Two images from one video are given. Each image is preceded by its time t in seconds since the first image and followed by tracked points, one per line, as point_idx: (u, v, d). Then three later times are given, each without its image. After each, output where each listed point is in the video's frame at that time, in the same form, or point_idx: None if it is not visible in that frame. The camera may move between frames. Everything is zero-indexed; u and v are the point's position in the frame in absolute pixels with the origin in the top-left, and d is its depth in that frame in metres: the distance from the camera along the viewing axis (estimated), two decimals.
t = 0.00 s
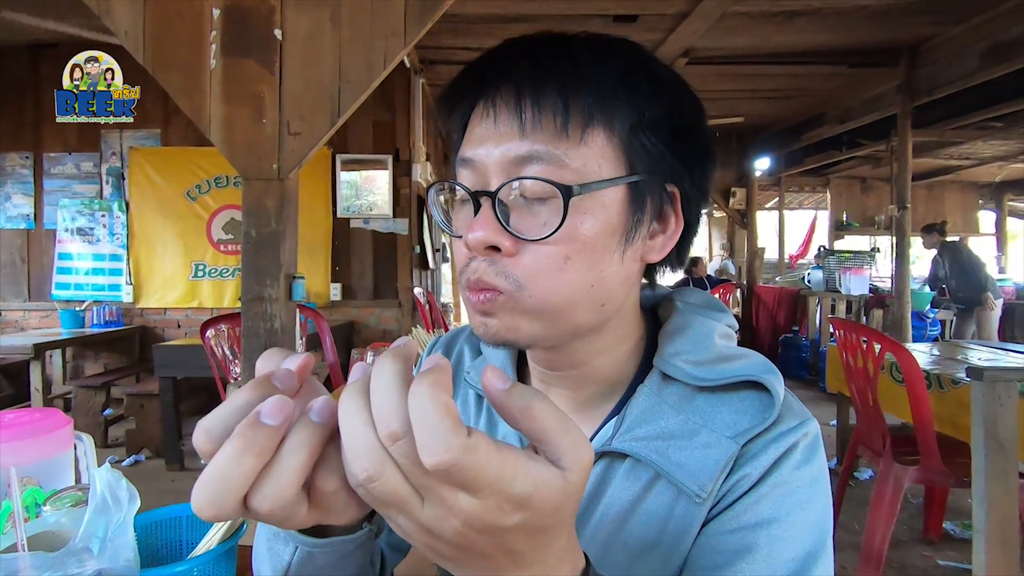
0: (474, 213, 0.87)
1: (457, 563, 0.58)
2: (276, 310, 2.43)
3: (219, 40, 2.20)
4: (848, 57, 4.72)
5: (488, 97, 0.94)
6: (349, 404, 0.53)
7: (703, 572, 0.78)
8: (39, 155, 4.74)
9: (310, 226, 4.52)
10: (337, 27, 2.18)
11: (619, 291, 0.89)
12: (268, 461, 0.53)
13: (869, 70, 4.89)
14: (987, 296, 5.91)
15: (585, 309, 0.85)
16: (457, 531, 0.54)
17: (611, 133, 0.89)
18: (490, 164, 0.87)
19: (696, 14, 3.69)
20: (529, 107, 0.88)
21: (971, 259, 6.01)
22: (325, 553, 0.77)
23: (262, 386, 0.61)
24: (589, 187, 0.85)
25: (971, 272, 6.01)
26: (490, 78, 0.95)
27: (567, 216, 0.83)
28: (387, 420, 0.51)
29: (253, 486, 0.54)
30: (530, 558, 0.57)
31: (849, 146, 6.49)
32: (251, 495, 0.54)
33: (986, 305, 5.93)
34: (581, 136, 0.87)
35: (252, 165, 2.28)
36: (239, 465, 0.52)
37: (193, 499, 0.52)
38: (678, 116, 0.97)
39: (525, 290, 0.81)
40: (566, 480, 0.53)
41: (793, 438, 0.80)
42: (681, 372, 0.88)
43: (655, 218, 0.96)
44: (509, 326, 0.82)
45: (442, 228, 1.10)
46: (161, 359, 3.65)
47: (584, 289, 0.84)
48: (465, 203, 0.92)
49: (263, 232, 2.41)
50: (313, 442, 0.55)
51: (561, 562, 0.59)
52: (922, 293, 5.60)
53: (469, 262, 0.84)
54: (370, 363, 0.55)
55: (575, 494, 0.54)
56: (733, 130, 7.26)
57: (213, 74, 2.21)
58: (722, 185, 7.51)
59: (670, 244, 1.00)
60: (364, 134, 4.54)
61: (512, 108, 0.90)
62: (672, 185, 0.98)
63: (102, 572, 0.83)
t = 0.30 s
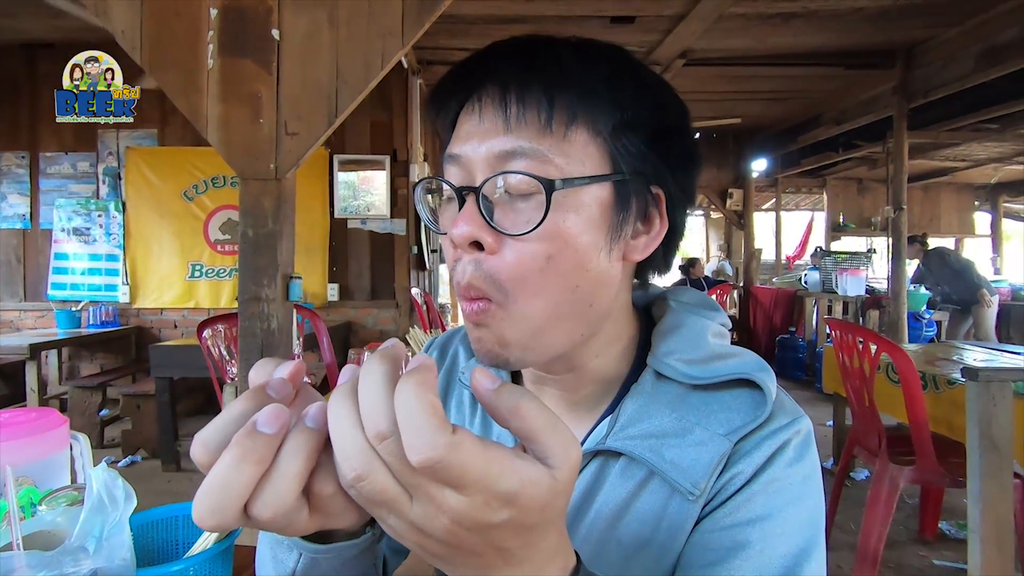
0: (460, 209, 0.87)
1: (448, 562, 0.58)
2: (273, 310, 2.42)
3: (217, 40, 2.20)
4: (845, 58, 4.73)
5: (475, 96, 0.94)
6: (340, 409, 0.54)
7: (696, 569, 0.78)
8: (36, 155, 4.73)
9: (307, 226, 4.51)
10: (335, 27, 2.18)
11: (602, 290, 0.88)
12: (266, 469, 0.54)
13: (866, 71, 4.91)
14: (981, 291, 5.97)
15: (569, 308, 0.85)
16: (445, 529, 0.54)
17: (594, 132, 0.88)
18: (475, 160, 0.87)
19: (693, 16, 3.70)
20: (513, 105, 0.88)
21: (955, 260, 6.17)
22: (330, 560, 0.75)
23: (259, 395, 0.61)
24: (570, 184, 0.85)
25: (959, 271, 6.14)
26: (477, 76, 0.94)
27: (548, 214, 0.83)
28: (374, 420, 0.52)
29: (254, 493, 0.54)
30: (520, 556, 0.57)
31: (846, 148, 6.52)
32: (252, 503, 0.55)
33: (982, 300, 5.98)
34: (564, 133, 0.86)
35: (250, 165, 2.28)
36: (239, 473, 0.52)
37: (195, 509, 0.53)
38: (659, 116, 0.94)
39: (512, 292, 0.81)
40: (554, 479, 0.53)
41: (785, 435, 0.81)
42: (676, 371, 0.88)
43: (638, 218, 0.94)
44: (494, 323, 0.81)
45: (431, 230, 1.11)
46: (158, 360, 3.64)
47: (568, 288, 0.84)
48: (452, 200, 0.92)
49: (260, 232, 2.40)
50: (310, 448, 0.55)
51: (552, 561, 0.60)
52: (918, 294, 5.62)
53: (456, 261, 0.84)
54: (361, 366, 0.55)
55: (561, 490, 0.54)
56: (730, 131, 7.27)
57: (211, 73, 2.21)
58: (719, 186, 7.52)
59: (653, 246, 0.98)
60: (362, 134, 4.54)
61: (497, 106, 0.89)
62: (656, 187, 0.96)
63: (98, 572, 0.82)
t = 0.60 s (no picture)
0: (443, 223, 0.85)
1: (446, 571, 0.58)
2: (271, 309, 2.40)
3: (214, 39, 2.19)
4: (843, 58, 4.73)
5: (447, 111, 0.91)
6: (331, 425, 0.54)
7: (694, 569, 0.78)
8: (33, 153, 4.72)
9: (305, 225, 4.50)
10: (333, 26, 2.17)
11: (592, 292, 0.87)
12: (272, 487, 0.54)
13: (864, 71, 4.91)
14: (974, 292, 5.99)
15: (560, 311, 0.84)
16: (439, 541, 0.53)
17: (574, 137, 0.85)
18: (455, 172, 0.85)
19: (692, 15, 3.69)
20: (488, 117, 0.85)
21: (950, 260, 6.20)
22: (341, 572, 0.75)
23: (257, 418, 0.61)
24: (552, 195, 0.83)
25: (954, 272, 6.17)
26: (450, 86, 0.92)
27: (531, 224, 0.81)
28: (365, 437, 0.51)
29: (258, 515, 0.54)
30: (516, 563, 0.57)
31: (843, 147, 6.53)
32: (257, 524, 0.54)
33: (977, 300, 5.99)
34: (543, 142, 0.84)
35: (248, 164, 2.27)
36: (243, 495, 0.52)
37: (201, 536, 0.52)
38: (640, 114, 0.91)
39: (504, 296, 0.80)
40: (547, 487, 0.53)
41: (779, 434, 0.80)
42: (672, 370, 0.88)
43: (626, 216, 0.92)
44: (487, 330, 0.81)
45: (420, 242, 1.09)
46: (155, 359, 3.63)
47: (558, 295, 0.83)
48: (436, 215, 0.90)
49: (258, 231, 2.39)
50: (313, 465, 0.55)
51: (549, 566, 0.59)
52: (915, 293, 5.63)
53: (443, 274, 0.83)
54: (349, 383, 0.55)
55: (554, 495, 0.54)
56: (728, 130, 7.28)
57: (208, 72, 2.20)
58: (717, 185, 7.52)
59: (644, 244, 0.95)
60: (359, 133, 4.53)
61: (470, 119, 0.87)
62: (643, 182, 0.94)
63: (95, 571, 0.83)
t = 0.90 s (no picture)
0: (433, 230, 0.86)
1: None
2: (270, 308, 2.39)
3: (213, 37, 2.19)
4: (842, 57, 4.73)
5: (429, 117, 0.90)
6: (327, 470, 0.55)
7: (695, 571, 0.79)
8: (31, 152, 4.71)
9: (304, 225, 4.50)
10: (331, 24, 2.17)
11: (582, 292, 0.86)
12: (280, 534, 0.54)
13: (863, 70, 4.91)
14: (963, 294, 6.01)
15: (553, 314, 0.83)
16: None
17: (555, 139, 0.84)
18: (442, 180, 0.85)
19: (691, 14, 3.69)
20: (468, 125, 0.84)
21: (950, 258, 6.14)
22: None
23: (261, 465, 0.62)
24: (534, 201, 0.82)
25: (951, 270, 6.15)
26: (431, 92, 0.90)
27: (515, 233, 0.81)
28: (361, 489, 0.52)
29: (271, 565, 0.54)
30: None
31: (841, 146, 6.54)
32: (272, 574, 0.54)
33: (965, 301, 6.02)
34: (524, 145, 0.83)
35: (246, 163, 2.27)
36: (254, 545, 0.52)
37: None
38: (621, 108, 0.89)
39: (496, 304, 0.80)
40: (548, 521, 0.53)
41: (778, 434, 0.80)
42: (667, 367, 0.88)
43: (615, 211, 0.91)
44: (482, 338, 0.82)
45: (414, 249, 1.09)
46: (154, 358, 3.63)
47: (546, 298, 0.82)
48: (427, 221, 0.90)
49: (257, 230, 2.38)
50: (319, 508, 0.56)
51: None
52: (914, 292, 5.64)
53: (437, 281, 0.84)
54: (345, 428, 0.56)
55: (555, 531, 0.54)
56: (727, 129, 7.28)
57: (207, 71, 2.20)
58: (716, 185, 7.52)
59: (634, 238, 0.94)
60: (358, 132, 4.54)
61: (451, 127, 0.86)
62: (631, 177, 0.92)
63: (95, 569, 0.82)
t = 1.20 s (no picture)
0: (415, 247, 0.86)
1: None
2: (269, 306, 2.39)
3: (212, 34, 2.19)
4: (841, 56, 4.74)
5: (399, 139, 0.90)
6: (341, 528, 0.56)
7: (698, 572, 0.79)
8: (30, 150, 4.70)
9: (304, 222, 4.50)
10: (331, 21, 2.17)
11: (570, 295, 0.86)
12: None
13: (863, 69, 4.91)
14: (950, 290, 5.99)
15: (540, 318, 0.83)
16: None
17: (525, 147, 0.83)
18: (418, 197, 0.85)
19: (690, 12, 3.70)
20: (434, 140, 0.84)
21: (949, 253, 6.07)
22: None
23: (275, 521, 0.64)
24: (508, 215, 0.81)
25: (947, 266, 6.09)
26: (400, 111, 0.90)
27: (493, 245, 0.80)
28: (373, 546, 0.53)
29: None
30: None
31: (841, 145, 6.54)
32: None
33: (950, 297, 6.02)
34: (494, 156, 0.82)
35: (245, 160, 2.27)
36: None
37: None
38: (593, 107, 0.87)
39: (481, 314, 0.80)
40: (553, 554, 0.52)
41: (781, 431, 0.80)
42: (669, 365, 0.88)
43: (597, 210, 0.90)
44: (470, 346, 0.82)
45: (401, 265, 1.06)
46: (153, 356, 3.62)
47: (533, 303, 0.82)
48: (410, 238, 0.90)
49: (256, 228, 2.37)
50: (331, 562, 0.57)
51: None
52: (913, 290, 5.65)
53: (419, 296, 0.84)
54: (355, 480, 0.57)
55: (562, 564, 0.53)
56: (727, 128, 7.28)
57: (206, 68, 2.20)
58: (716, 183, 7.52)
59: (620, 237, 0.92)
60: (358, 130, 4.54)
61: (419, 143, 0.86)
62: (611, 175, 0.91)
63: (95, 565, 0.82)
